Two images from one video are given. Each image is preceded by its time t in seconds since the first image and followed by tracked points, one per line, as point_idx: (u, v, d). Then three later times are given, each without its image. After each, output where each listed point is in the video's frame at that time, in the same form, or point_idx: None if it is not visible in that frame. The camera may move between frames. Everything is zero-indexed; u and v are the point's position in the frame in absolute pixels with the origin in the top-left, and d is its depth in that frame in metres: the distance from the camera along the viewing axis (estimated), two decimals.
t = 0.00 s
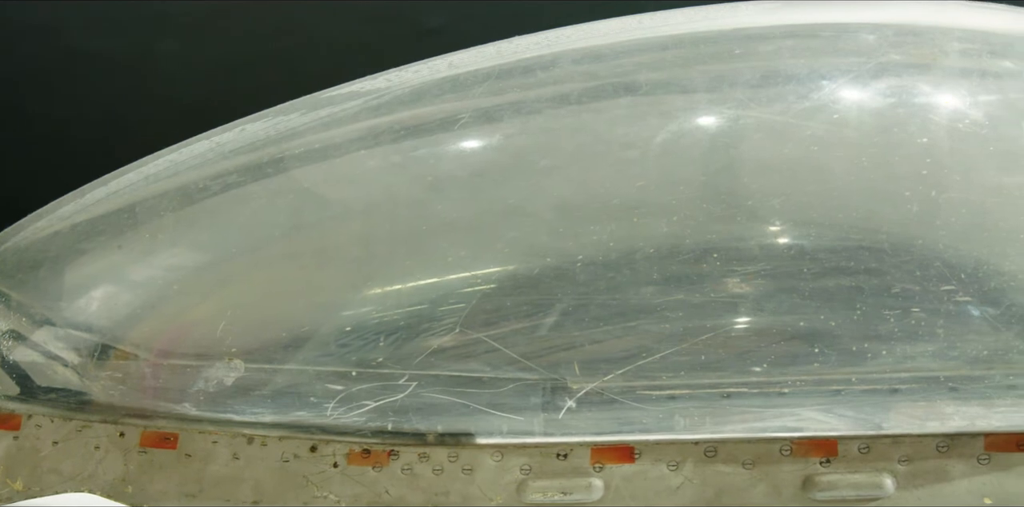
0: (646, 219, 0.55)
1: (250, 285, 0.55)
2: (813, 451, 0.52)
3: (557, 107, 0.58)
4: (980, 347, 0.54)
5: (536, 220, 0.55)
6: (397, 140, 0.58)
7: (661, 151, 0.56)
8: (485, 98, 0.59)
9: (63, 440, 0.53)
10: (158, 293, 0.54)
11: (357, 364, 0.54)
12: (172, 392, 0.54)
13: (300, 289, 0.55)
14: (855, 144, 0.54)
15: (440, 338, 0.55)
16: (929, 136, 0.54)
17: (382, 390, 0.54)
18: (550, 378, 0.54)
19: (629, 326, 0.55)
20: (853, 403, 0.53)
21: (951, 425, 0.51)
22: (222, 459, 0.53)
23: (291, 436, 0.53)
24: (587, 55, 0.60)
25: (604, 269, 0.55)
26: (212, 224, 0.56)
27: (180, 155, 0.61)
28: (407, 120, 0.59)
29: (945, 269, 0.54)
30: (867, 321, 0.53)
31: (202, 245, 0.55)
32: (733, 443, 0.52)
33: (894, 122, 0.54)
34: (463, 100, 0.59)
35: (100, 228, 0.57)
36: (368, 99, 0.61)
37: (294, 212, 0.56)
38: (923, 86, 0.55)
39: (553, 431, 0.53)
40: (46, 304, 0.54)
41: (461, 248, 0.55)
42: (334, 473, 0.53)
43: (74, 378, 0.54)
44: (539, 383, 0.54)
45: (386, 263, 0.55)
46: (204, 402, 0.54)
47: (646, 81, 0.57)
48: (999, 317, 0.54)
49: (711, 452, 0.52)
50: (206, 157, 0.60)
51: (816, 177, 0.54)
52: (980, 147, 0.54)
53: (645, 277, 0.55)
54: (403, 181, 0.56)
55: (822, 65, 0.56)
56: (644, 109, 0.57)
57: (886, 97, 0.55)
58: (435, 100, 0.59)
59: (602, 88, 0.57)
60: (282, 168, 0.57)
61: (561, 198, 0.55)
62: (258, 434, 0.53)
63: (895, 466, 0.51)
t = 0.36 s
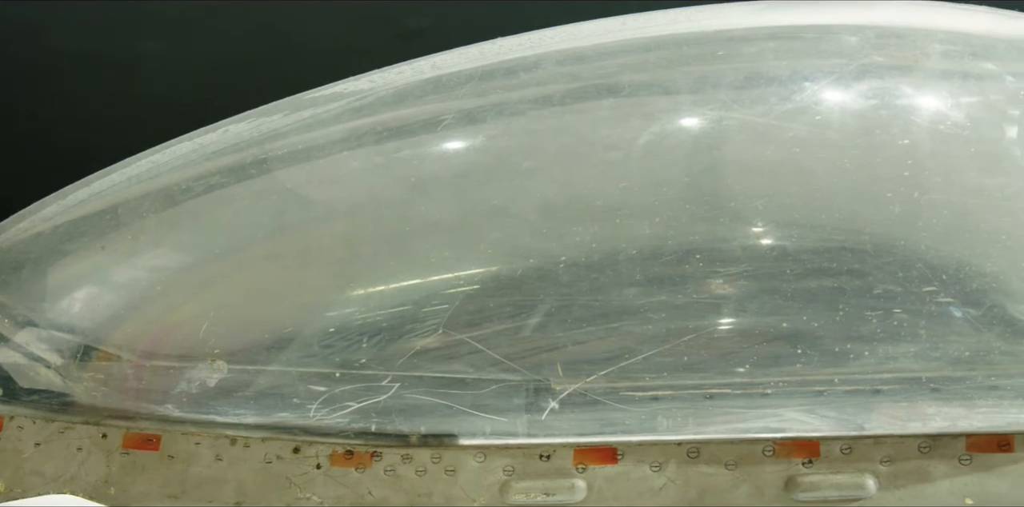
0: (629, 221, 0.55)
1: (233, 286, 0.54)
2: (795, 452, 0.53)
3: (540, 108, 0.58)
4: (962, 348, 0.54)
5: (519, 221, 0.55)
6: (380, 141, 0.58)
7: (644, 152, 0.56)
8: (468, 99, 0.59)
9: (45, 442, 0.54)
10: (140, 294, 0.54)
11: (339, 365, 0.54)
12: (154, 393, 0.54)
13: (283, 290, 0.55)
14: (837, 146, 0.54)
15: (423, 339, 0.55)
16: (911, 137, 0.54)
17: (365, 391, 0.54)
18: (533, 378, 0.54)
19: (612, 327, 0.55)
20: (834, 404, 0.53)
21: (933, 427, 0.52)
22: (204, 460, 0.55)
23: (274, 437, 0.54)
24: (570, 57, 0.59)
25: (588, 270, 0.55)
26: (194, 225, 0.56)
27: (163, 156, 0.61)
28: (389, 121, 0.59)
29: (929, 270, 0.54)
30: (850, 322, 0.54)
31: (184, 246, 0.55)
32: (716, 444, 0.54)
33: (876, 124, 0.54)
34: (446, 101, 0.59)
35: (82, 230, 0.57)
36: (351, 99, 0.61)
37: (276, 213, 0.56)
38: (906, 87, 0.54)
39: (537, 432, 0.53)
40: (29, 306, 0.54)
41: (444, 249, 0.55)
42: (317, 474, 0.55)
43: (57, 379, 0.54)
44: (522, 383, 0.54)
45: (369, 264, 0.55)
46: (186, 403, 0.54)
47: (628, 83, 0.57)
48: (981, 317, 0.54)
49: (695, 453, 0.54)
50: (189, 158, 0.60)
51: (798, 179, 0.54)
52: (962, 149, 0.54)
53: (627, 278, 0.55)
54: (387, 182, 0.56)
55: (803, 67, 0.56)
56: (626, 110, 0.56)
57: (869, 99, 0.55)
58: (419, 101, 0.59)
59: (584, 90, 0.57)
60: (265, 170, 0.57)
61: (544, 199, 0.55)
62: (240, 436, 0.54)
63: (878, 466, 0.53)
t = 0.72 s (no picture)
0: (611, 221, 0.55)
1: (215, 287, 0.54)
2: (777, 452, 0.52)
3: (522, 109, 0.58)
4: (944, 348, 0.53)
5: (502, 222, 0.56)
6: (362, 142, 0.58)
7: (626, 153, 0.56)
8: (450, 99, 0.58)
9: (26, 443, 0.53)
10: (122, 295, 0.54)
11: (320, 367, 0.54)
12: (136, 394, 0.53)
13: (265, 291, 0.55)
14: (819, 147, 0.55)
15: (405, 340, 0.55)
16: (892, 138, 0.54)
17: (348, 392, 0.54)
18: (515, 379, 0.54)
19: (594, 328, 0.55)
20: (819, 404, 0.52)
21: (915, 427, 0.51)
22: (187, 461, 0.54)
23: (257, 438, 0.53)
24: (552, 58, 0.59)
25: (569, 270, 0.56)
26: (177, 225, 0.56)
27: (145, 156, 0.61)
28: (371, 122, 0.59)
29: (909, 270, 0.54)
30: (831, 322, 0.54)
31: (166, 246, 0.55)
32: (697, 444, 0.52)
33: (858, 125, 0.55)
34: (428, 102, 0.58)
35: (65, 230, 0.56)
36: (333, 101, 0.61)
37: (259, 214, 0.56)
38: (886, 89, 0.55)
39: (519, 433, 0.52)
40: (11, 306, 0.54)
41: (426, 250, 0.56)
42: (300, 475, 0.54)
43: (38, 380, 0.53)
44: (505, 384, 0.54)
45: (351, 265, 0.55)
46: (168, 404, 0.53)
47: (611, 84, 0.57)
48: (962, 318, 0.54)
49: (677, 453, 0.53)
50: (172, 159, 0.60)
51: (780, 180, 0.55)
52: (942, 150, 0.54)
53: (609, 278, 0.56)
54: (371, 183, 0.57)
55: (786, 68, 0.56)
56: (609, 111, 0.57)
57: (850, 100, 0.55)
58: (401, 102, 0.59)
59: (567, 91, 0.57)
60: (248, 170, 0.57)
61: (527, 199, 0.56)
62: (222, 437, 0.53)
63: (858, 467, 0.52)
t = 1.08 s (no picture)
0: (593, 221, 0.55)
1: (196, 287, 0.54)
2: (759, 453, 0.54)
3: (504, 110, 0.58)
4: (925, 348, 0.53)
5: (485, 222, 0.56)
6: (345, 142, 0.58)
7: (609, 153, 0.56)
8: (432, 100, 0.58)
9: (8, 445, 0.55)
10: (104, 296, 0.54)
11: (305, 366, 0.54)
12: (119, 395, 0.53)
13: (248, 291, 0.55)
14: (801, 147, 0.55)
15: (389, 340, 0.55)
16: (874, 139, 0.54)
17: (330, 392, 0.54)
18: (497, 380, 0.54)
19: (578, 329, 0.55)
20: (796, 404, 0.53)
21: (895, 427, 0.52)
22: (167, 462, 0.56)
23: (240, 440, 0.55)
24: (535, 58, 0.59)
25: (552, 271, 0.55)
26: (158, 225, 0.55)
27: (127, 156, 0.61)
28: (354, 122, 0.58)
29: (891, 270, 0.54)
30: (814, 321, 0.54)
31: (148, 246, 0.55)
32: (678, 445, 0.54)
33: (840, 125, 0.55)
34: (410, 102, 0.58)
35: (46, 230, 0.56)
36: (316, 101, 0.60)
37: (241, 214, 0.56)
38: (869, 89, 0.55)
39: (502, 434, 0.53)
40: None
41: (408, 251, 0.55)
42: (282, 475, 0.56)
43: (20, 381, 0.54)
44: (488, 385, 0.54)
45: (333, 266, 0.55)
46: (149, 405, 0.54)
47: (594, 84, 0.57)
48: (943, 318, 0.54)
49: (659, 453, 0.55)
50: (154, 158, 0.59)
51: (763, 180, 0.54)
52: (924, 150, 0.54)
53: (592, 279, 0.55)
54: (353, 183, 0.56)
55: (769, 68, 0.56)
56: (592, 112, 0.56)
57: (832, 100, 0.55)
58: (383, 102, 0.58)
59: (548, 91, 0.57)
60: (231, 170, 0.57)
61: (509, 199, 0.56)
62: (202, 438, 0.54)
63: (840, 467, 0.54)
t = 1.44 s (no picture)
0: (574, 220, 0.56)
1: (178, 288, 0.54)
2: (742, 452, 0.51)
3: (485, 110, 0.58)
4: (907, 348, 0.53)
5: (468, 223, 0.56)
6: (326, 142, 0.58)
7: (591, 153, 0.56)
8: (414, 100, 0.58)
9: None
10: (85, 296, 0.54)
11: (284, 368, 0.54)
12: (100, 396, 0.53)
13: (230, 291, 0.55)
14: (783, 147, 0.55)
15: (371, 340, 0.55)
16: (856, 139, 0.55)
17: (313, 393, 0.54)
18: (479, 380, 0.54)
19: (559, 329, 0.55)
20: (783, 404, 0.52)
21: (878, 426, 0.50)
22: (150, 463, 0.53)
23: (223, 440, 0.53)
24: (517, 58, 0.59)
25: (534, 271, 0.56)
26: (140, 225, 0.55)
27: (109, 156, 0.60)
28: (335, 122, 0.58)
29: (872, 270, 0.54)
30: (795, 321, 0.54)
31: (129, 247, 0.55)
32: (661, 444, 0.51)
33: (821, 125, 0.55)
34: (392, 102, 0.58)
35: (27, 231, 0.56)
36: (298, 101, 0.60)
37: (224, 215, 0.56)
38: (849, 90, 0.55)
39: (486, 434, 0.52)
40: None
41: (390, 251, 0.56)
42: (263, 476, 0.53)
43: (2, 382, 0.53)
44: (470, 385, 0.54)
45: (315, 266, 0.55)
46: (132, 405, 0.53)
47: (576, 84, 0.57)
48: (925, 318, 0.54)
49: (641, 453, 0.52)
50: (137, 159, 0.59)
51: (744, 180, 0.55)
52: (905, 151, 0.54)
53: (574, 278, 0.56)
54: (336, 183, 0.57)
55: (751, 68, 0.56)
56: (574, 112, 0.56)
57: (813, 101, 0.55)
58: (365, 102, 0.58)
59: (530, 91, 0.57)
60: (213, 170, 0.57)
61: (491, 199, 0.56)
62: (185, 438, 0.53)
63: (822, 466, 0.51)
